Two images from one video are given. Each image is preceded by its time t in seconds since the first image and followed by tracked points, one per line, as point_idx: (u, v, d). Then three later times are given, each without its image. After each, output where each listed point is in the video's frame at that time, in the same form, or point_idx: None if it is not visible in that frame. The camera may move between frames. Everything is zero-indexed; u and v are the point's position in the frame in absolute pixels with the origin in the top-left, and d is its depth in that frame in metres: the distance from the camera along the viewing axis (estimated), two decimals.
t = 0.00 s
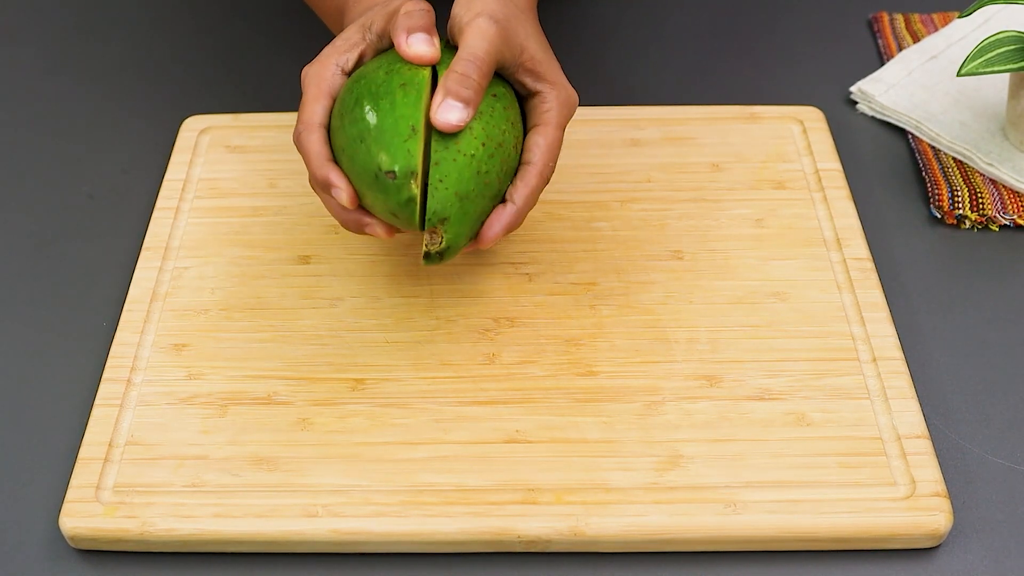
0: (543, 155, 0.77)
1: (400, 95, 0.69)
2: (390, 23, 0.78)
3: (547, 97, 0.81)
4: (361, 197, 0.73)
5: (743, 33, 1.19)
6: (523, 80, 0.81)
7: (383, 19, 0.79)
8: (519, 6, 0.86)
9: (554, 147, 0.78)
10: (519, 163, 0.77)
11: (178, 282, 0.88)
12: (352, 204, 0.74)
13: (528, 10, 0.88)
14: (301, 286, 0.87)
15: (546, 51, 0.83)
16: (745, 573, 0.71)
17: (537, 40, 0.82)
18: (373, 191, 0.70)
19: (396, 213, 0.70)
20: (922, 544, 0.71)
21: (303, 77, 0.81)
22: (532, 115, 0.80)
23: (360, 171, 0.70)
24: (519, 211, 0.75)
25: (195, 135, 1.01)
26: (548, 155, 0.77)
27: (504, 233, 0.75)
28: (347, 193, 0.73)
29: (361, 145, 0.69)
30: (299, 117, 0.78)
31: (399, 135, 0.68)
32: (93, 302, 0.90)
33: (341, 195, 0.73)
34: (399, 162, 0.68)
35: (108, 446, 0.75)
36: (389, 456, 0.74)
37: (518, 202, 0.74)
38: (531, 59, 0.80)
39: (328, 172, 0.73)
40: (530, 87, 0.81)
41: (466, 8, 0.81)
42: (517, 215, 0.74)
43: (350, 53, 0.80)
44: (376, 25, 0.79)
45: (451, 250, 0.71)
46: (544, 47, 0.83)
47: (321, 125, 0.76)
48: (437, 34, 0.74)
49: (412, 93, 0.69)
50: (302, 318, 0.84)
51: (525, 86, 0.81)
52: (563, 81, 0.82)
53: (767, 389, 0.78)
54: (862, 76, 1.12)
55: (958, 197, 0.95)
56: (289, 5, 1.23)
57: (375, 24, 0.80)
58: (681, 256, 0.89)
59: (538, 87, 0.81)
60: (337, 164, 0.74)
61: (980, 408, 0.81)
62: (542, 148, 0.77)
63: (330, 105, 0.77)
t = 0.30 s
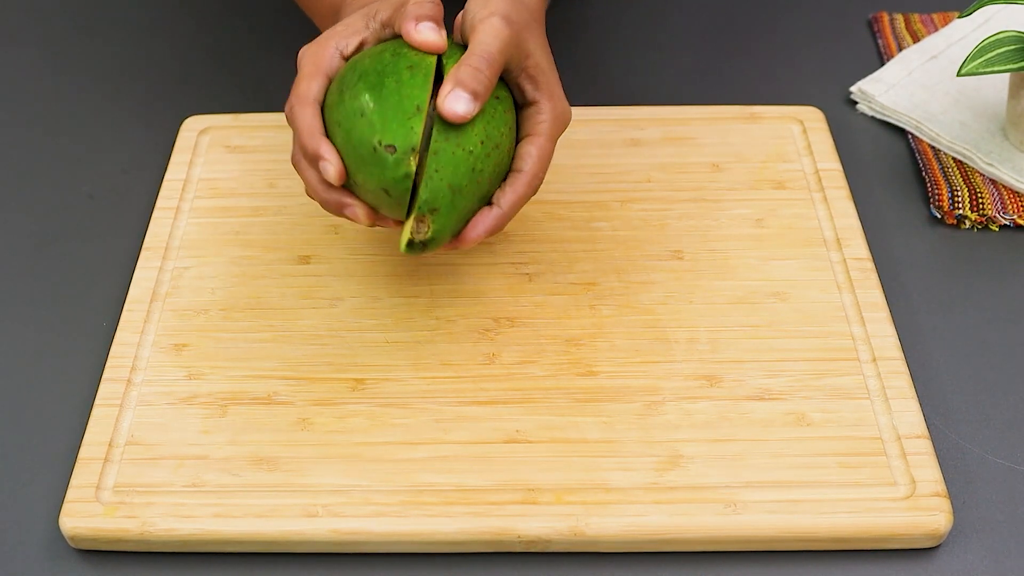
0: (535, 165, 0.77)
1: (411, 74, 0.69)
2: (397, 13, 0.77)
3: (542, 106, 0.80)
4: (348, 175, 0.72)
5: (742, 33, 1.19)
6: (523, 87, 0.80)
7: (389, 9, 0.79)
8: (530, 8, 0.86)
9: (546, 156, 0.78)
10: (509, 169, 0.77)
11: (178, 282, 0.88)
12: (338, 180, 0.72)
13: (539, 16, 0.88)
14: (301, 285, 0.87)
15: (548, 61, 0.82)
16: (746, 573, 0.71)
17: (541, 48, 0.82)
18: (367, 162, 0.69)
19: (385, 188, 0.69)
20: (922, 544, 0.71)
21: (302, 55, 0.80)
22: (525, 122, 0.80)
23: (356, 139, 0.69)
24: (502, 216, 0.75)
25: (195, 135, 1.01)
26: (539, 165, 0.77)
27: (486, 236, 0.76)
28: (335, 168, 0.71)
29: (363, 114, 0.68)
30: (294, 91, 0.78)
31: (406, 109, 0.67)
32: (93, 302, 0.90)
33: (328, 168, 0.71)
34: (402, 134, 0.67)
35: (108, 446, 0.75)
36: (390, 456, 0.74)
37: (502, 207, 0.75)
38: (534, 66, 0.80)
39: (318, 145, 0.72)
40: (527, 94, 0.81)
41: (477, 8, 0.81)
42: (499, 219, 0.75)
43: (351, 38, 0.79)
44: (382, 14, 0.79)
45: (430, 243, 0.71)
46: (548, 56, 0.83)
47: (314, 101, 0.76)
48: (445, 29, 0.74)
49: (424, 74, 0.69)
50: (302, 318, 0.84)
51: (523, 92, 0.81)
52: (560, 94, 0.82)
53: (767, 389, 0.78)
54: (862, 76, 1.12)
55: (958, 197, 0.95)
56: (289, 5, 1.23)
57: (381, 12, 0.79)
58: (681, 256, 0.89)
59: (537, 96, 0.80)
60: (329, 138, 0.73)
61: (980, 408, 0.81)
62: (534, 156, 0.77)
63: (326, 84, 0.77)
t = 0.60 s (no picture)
0: (538, 173, 0.77)
1: (447, 70, 0.66)
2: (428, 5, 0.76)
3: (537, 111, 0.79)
4: (353, 148, 0.66)
5: (742, 33, 1.19)
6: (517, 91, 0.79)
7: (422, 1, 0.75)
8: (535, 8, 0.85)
9: (546, 161, 0.78)
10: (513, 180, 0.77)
11: (178, 282, 0.88)
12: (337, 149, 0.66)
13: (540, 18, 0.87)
14: (301, 285, 0.87)
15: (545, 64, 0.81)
16: (746, 573, 0.71)
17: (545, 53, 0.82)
18: (382, 143, 0.63)
19: (394, 174, 0.64)
20: (922, 544, 0.71)
21: (318, 15, 0.76)
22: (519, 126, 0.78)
23: (375, 118, 0.63)
24: (518, 228, 0.77)
25: (195, 135, 1.01)
26: (542, 171, 0.77)
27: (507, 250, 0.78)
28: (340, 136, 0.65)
29: (390, 94, 0.63)
30: (309, 48, 0.73)
31: (440, 103, 0.63)
32: (93, 302, 0.90)
33: (336, 134, 0.65)
34: (429, 127, 0.63)
35: (108, 446, 0.75)
36: (390, 456, 0.74)
37: (515, 221, 0.77)
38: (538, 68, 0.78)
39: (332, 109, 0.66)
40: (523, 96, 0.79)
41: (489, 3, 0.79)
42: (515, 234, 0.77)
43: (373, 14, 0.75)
44: None
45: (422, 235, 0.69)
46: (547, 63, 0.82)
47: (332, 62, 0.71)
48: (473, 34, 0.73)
49: (459, 74, 0.66)
50: (302, 318, 0.84)
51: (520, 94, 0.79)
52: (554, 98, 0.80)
53: (767, 389, 0.78)
54: (862, 76, 1.12)
55: (958, 197, 0.95)
56: (289, 4, 1.23)
57: None
58: (681, 256, 0.89)
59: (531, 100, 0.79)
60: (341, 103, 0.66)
61: (980, 408, 0.81)
62: (535, 165, 0.77)
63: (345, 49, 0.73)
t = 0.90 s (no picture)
0: (556, 151, 0.77)
1: (470, 71, 0.65)
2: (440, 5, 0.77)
3: (550, 99, 0.79)
4: (375, 146, 0.65)
5: (742, 33, 1.19)
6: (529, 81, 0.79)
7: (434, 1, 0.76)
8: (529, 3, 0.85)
9: (563, 144, 0.78)
10: (530, 157, 0.76)
11: (178, 282, 0.88)
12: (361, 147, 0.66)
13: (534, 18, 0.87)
14: (302, 285, 0.87)
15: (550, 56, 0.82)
16: (747, 573, 0.71)
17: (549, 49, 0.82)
18: (406, 142, 0.63)
19: (419, 172, 0.63)
20: (922, 544, 0.71)
21: (334, 13, 0.75)
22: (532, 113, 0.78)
23: (400, 115, 0.63)
24: (529, 202, 0.74)
25: (195, 135, 1.01)
26: (559, 151, 0.77)
27: (511, 224, 0.75)
28: (363, 136, 0.64)
29: (415, 93, 0.63)
30: (327, 43, 0.71)
31: (465, 101, 0.63)
32: (93, 302, 0.90)
33: (358, 131, 0.64)
34: (454, 126, 0.62)
35: (108, 446, 0.75)
36: (390, 455, 0.74)
37: (529, 194, 0.74)
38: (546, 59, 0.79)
39: (354, 106, 0.65)
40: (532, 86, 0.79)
41: None
42: (529, 205, 0.74)
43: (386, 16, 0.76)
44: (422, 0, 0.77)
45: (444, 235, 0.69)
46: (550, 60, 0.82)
47: (353, 59, 0.69)
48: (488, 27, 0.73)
49: (482, 74, 0.66)
50: (302, 318, 0.84)
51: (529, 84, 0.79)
52: (564, 84, 0.81)
53: (767, 389, 0.78)
54: (863, 76, 1.12)
55: (958, 197, 0.95)
56: (289, 5, 1.23)
57: None
58: (681, 256, 0.89)
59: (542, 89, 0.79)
60: (364, 100, 0.65)
61: (980, 408, 0.81)
62: (552, 145, 0.77)
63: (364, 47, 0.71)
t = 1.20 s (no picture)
0: (549, 175, 0.78)
1: (484, 70, 0.67)
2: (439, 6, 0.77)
3: (553, 119, 0.79)
4: (393, 139, 0.64)
5: (742, 33, 1.19)
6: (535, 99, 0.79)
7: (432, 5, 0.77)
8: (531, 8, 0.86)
9: (558, 166, 0.79)
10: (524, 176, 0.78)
11: (178, 282, 0.88)
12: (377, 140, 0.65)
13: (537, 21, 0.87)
14: (302, 285, 0.87)
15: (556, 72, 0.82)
16: (747, 573, 0.71)
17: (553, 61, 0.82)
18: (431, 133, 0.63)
19: (444, 163, 0.63)
20: (921, 544, 0.71)
21: (332, 14, 0.74)
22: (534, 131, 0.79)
23: (423, 107, 0.63)
24: (519, 223, 0.77)
25: (195, 135, 1.01)
26: (552, 174, 0.78)
27: (502, 242, 0.78)
28: (386, 128, 0.63)
29: (437, 86, 0.63)
30: (333, 42, 0.70)
31: (484, 99, 0.64)
32: (93, 302, 0.90)
33: (377, 124, 0.63)
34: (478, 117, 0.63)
35: (108, 446, 0.75)
36: (389, 455, 0.74)
37: (518, 216, 0.77)
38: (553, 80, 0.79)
39: (371, 101, 0.64)
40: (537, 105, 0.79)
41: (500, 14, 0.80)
42: (515, 227, 0.77)
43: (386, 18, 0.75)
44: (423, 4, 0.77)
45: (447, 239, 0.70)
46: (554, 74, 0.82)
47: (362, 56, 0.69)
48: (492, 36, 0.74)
49: (495, 75, 0.67)
50: (302, 318, 0.84)
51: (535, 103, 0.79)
52: (568, 104, 0.81)
53: (767, 389, 0.78)
54: (863, 75, 1.12)
55: (958, 197, 0.95)
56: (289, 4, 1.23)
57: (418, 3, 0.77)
58: (681, 256, 0.89)
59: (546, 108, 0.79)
60: (381, 94, 0.65)
61: (980, 408, 0.81)
62: (547, 167, 0.78)
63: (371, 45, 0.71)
